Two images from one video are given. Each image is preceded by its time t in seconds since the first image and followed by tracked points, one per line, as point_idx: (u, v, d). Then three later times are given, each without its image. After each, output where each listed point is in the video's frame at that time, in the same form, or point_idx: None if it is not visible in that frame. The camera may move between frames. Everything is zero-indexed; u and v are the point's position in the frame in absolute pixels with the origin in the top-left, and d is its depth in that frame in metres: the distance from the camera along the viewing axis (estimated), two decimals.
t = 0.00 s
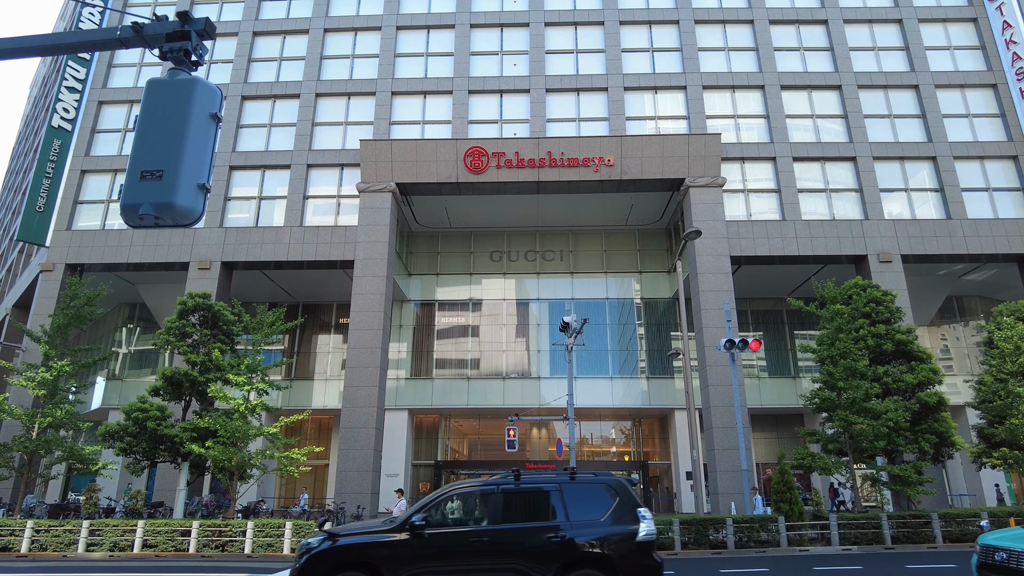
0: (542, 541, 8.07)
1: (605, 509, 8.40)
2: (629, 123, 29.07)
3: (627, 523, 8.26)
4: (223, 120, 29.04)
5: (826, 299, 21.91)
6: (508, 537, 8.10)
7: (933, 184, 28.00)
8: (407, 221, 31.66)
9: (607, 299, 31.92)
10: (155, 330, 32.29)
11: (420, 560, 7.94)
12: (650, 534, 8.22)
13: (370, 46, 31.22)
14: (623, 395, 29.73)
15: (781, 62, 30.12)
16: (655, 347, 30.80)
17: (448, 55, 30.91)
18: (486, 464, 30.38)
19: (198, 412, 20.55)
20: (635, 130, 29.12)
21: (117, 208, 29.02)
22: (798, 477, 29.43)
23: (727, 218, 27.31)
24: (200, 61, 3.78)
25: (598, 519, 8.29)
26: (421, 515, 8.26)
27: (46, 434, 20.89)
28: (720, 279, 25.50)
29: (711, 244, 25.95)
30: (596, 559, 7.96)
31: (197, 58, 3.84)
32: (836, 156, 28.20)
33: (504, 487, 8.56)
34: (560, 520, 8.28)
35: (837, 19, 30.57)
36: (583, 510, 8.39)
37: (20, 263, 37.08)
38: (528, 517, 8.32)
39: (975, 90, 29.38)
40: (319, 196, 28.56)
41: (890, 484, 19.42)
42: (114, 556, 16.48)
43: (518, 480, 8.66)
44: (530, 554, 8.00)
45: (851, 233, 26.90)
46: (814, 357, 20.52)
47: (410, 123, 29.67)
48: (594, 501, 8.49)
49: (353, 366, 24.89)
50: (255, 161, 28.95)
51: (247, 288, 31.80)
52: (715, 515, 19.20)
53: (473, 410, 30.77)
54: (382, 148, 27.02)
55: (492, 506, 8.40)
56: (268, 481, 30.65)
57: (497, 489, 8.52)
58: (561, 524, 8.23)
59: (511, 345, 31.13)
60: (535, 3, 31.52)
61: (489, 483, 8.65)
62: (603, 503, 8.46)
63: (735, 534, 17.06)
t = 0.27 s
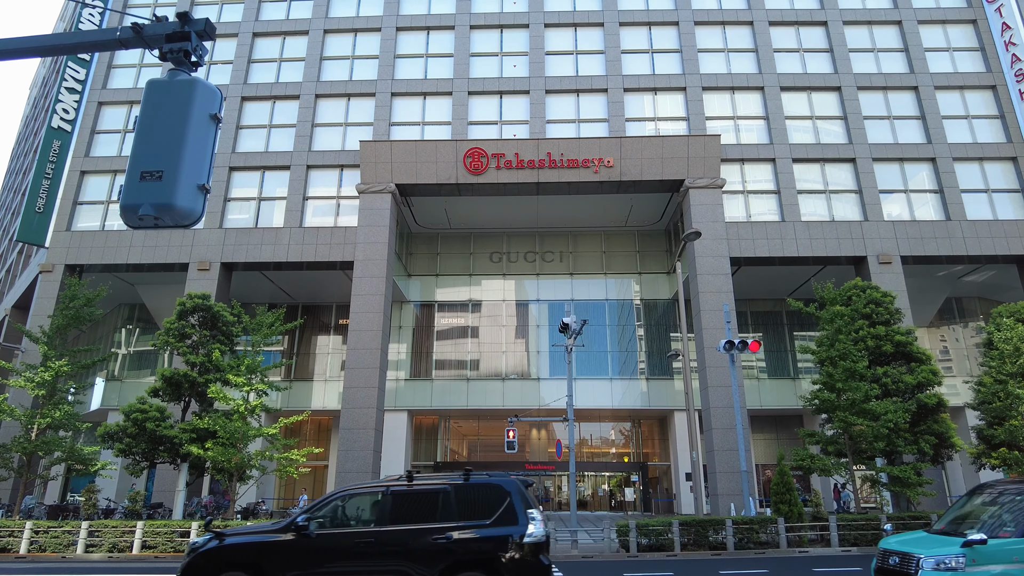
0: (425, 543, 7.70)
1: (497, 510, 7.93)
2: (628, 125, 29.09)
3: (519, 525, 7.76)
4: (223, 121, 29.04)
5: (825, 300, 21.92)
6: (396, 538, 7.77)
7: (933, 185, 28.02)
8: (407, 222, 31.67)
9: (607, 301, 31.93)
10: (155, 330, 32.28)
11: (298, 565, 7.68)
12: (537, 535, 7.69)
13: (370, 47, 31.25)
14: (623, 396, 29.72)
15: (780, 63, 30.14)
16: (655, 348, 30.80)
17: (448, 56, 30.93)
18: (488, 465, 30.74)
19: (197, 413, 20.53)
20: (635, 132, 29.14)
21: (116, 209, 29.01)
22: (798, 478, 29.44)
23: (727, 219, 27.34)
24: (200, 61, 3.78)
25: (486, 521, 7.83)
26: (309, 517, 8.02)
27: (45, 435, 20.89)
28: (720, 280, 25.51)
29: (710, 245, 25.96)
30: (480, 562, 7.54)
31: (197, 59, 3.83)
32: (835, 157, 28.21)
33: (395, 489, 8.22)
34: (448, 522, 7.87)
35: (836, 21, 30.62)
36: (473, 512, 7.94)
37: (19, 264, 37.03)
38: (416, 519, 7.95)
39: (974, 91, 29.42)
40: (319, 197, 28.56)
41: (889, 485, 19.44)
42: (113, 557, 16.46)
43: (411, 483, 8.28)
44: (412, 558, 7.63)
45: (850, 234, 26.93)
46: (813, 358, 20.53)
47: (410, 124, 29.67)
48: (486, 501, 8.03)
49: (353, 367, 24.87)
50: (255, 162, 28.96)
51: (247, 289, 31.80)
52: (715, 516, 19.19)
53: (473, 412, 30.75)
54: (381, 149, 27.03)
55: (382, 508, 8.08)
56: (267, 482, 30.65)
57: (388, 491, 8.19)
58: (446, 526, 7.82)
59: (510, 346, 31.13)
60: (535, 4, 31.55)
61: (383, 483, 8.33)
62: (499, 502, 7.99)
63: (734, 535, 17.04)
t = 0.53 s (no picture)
0: (308, 543, 8.30)
1: (387, 511, 8.53)
2: (628, 125, 29.11)
3: (400, 526, 8.37)
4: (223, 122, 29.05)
5: (824, 301, 21.93)
6: (280, 538, 8.37)
7: (932, 186, 28.03)
8: (406, 223, 31.66)
9: (606, 301, 31.94)
10: (154, 331, 32.29)
11: (184, 561, 8.24)
12: (424, 537, 8.23)
13: (370, 48, 31.25)
14: (622, 396, 29.71)
15: (780, 64, 30.16)
16: (654, 349, 30.80)
17: (447, 57, 30.93)
18: (488, 465, 31.19)
19: (197, 414, 20.50)
20: (635, 133, 29.15)
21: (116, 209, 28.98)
22: (797, 479, 29.45)
23: (726, 220, 27.36)
24: (199, 62, 3.79)
25: (371, 523, 8.43)
26: (197, 517, 8.56)
27: (44, 435, 20.89)
28: (719, 281, 25.52)
29: (709, 246, 25.98)
30: (359, 562, 8.13)
31: (196, 59, 3.83)
32: (834, 158, 28.24)
33: (284, 490, 8.83)
34: (335, 523, 8.49)
35: (836, 22, 30.64)
36: (359, 514, 8.56)
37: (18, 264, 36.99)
38: (304, 520, 8.55)
39: (973, 93, 29.44)
40: (318, 198, 28.54)
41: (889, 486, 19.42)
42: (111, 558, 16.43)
43: (303, 485, 8.87)
44: (297, 557, 8.24)
45: (849, 235, 26.95)
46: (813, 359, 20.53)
47: (409, 125, 29.67)
48: (375, 504, 8.62)
49: (352, 368, 24.85)
50: (255, 162, 28.96)
51: (246, 290, 31.78)
52: (714, 516, 19.18)
53: (472, 412, 30.73)
54: (381, 150, 27.03)
55: (271, 509, 8.68)
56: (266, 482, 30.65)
57: (278, 492, 8.80)
58: (332, 527, 8.43)
59: (510, 347, 31.14)
60: (534, 5, 31.57)
61: (273, 484, 8.94)
62: (383, 505, 8.61)
63: (734, 535, 17.03)
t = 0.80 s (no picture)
0: (194, 543, 8.61)
1: (279, 512, 8.90)
2: (627, 126, 29.14)
3: (289, 527, 8.76)
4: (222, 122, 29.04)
5: (823, 302, 21.93)
6: (166, 538, 8.65)
7: (932, 188, 28.06)
8: (406, 224, 31.67)
9: (606, 302, 31.95)
10: (153, 331, 32.30)
11: (72, 561, 8.50)
12: (312, 537, 8.67)
13: (369, 49, 31.25)
14: (621, 397, 29.70)
15: (779, 65, 30.18)
16: (653, 350, 30.81)
17: (447, 58, 30.94)
18: (488, 466, 31.19)
19: (195, 414, 20.47)
20: (634, 134, 29.18)
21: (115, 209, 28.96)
22: (796, 480, 29.49)
23: (725, 221, 27.37)
24: (199, 63, 3.79)
25: (259, 523, 8.79)
26: (85, 517, 8.83)
27: (42, 436, 20.86)
28: (718, 282, 25.54)
29: (708, 247, 26.00)
30: (245, 562, 8.49)
31: (196, 60, 3.83)
32: (833, 159, 28.27)
33: (176, 490, 9.11)
34: (224, 523, 8.82)
35: (835, 23, 30.67)
36: (250, 513, 8.90)
37: (18, 265, 36.99)
38: (193, 519, 8.85)
39: (972, 94, 29.46)
40: (317, 199, 28.53)
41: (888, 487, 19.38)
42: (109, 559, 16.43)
43: (196, 485, 9.18)
44: (184, 556, 8.53)
45: (848, 236, 26.98)
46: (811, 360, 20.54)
47: (409, 126, 29.67)
48: (265, 505, 8.98)
49: (351, 368, 24.83)
50: (254, 163, 28.96)
51: (246, 291, 31.80)
52: (713, 517, 19.16)
53: (471, 413, 30.71)
54: (380, 151, 27.03)
55: (161, 508, 8.96)
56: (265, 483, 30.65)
57: (169, 492, 9.08)
58: (222, 527, 8.76)
59: (509, 348, 31.14)
60: (534, 6, 31.58)
61: (164, 484, 9.21)
62: (274, 505, 8.98)
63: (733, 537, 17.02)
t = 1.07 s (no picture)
0: (85, 543, 8.74)
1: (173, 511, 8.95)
2: (627, 127, 29.16)
3: (180, 527, 8.78)
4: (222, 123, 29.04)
5: (823, 303, 21.94)
6: (59, 539, 8.79)
7: (931, 189, 28.08)
8: (405, 224, 31.68)
9: (605, 303, 31.96)
10: (153, 332, 32.32)
11: None
12: (204, 537, 8.70)
13: (369, 49, 31.26)
14: (621, 398, 29.70)
15: (778, 66, 30.21)
16: (652, 350, 30.82)
17: (446, 59, 30.96)
18: (488, 467, 31.18)
19: (194, 415, 20.46)
20: (634, 135, 29.20)
21: (114, 210, 28.97)
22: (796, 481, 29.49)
23: (725, 221, 27.38)
24: (199, 64, 3.80)
25: (152, 523, 8.85)
26: None
27: (41, 436, 20.86)
28: (717, 283, 25.57)
29: (708, 248, 26.02)
30: (134, 561, 8.60)
31: (196, 61, 3.84)
32: (833, 160, 28.30)
33: (75, 491, 9.21)
34: (118, 523, 8.91)
35: (834, 24, 30.70)
36: (144, 514, 8.96)
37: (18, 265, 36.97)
38: (88, 519, 8.96)
39: (972, 95, 29.50)
40: (317, 199, 28.53)
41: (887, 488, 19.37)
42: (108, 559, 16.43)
43: (95, 485, 9.26)
44: (76, 558, 8.67)
45: (848, 237, 27.00)
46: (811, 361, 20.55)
47: (408, 126, 29.68)
48: (161, 504, 9.03)
49: (351, 369, 24.81)
50: (254, 163, 28.96)
51: (245, 292, 31.80)
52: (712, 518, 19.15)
53: (471, 414, 30.70)
54: (380, 151, 27.03)
55: (57, 509, 9.09)
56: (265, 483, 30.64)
57: (66, 493, 9.18)
58: (115, 527, 8.87)
59: (508, 348, 31.15)
60: (533, 7, 31.60)
61: (64, 485, 9.33)
62: (170, 506, 9.00)
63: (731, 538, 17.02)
